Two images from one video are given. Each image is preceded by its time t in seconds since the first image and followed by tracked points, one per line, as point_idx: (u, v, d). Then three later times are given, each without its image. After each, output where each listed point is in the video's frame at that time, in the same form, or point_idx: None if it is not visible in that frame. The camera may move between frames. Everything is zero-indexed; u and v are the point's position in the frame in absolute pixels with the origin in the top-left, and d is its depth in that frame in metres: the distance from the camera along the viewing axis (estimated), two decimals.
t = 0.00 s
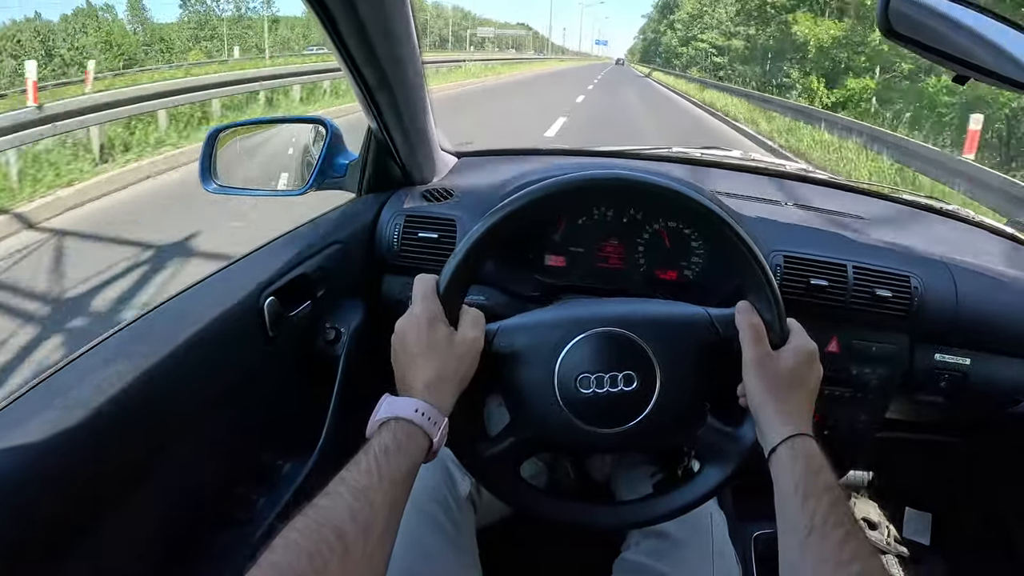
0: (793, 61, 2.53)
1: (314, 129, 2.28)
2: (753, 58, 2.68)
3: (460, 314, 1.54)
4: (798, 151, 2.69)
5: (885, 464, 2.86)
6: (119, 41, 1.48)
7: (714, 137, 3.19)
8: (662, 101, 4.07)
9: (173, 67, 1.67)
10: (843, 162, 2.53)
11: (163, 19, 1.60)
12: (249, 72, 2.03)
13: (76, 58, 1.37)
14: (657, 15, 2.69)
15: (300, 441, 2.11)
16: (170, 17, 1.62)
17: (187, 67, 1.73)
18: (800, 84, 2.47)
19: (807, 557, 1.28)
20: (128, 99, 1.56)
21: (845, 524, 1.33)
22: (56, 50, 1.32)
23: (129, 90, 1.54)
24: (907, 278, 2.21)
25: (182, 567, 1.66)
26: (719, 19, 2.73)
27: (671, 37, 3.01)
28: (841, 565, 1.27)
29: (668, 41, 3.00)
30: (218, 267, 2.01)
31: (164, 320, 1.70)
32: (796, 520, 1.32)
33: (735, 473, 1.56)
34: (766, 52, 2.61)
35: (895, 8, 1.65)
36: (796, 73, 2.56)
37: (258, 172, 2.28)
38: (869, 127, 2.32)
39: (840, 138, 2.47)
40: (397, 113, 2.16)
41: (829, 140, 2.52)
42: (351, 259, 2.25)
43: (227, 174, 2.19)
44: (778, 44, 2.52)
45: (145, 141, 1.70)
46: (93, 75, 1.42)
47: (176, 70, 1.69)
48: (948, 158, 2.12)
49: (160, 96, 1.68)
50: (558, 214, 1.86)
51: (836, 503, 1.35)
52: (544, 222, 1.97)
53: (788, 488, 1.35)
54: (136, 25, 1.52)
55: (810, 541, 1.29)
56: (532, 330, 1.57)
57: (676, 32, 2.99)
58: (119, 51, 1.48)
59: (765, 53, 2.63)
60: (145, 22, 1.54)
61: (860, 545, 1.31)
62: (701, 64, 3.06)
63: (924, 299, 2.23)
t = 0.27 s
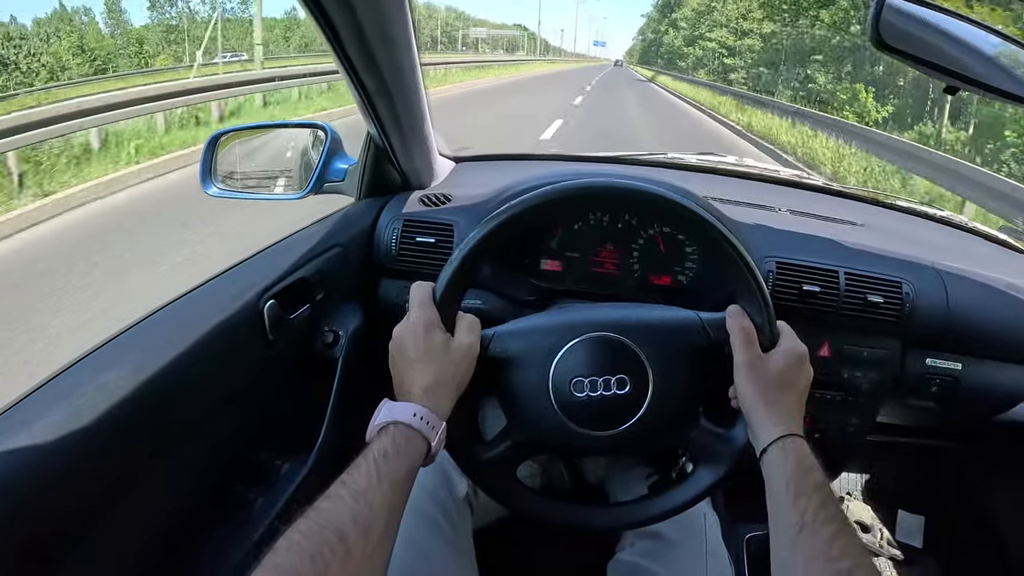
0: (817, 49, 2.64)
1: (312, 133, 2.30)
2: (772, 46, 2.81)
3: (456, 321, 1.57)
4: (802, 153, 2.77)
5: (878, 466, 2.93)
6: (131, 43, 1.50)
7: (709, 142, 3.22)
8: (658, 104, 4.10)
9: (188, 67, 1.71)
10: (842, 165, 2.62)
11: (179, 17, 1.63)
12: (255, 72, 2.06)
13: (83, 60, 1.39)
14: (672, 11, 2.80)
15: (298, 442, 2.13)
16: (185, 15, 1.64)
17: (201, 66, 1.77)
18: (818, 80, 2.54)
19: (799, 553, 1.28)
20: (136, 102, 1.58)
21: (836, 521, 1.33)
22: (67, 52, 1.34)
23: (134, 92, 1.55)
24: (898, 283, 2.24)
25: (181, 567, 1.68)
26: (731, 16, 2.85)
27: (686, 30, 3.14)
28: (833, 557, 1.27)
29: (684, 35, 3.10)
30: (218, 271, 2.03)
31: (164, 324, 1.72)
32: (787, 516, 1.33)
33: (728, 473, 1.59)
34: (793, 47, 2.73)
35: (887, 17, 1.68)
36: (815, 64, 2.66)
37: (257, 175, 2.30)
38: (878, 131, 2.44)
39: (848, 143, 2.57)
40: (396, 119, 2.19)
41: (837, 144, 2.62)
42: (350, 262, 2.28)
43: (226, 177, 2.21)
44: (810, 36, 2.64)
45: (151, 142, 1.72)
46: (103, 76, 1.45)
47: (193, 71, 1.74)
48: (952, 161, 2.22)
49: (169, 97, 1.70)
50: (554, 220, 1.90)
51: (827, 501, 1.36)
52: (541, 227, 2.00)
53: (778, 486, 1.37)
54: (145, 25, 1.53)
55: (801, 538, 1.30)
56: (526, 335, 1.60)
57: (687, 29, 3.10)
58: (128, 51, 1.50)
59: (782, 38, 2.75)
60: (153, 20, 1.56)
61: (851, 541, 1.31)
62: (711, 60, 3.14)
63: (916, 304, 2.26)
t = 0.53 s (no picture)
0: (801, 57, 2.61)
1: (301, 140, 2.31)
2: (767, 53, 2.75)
3: (436, 322, 1.57)
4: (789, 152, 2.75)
5: (871, 468, 2.89)
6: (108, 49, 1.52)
7: (700, 143, 3.22)
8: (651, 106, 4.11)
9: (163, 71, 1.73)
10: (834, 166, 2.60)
11: (154, 23, 1.64)
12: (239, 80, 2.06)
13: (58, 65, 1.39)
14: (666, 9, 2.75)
15: (284, 447, 2.13)
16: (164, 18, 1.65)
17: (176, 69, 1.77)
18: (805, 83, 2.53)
19: (771, 559, 1.29)
20: (112, 108, 1.59)
21: (809, 530, 1.33)
22: (38, 58, 1.35)
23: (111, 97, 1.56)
24: (884, 284, 2.24)
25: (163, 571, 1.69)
26: (741, 14, 2.72)
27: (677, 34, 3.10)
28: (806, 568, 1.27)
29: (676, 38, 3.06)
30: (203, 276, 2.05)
31: (147, 329, 1.73)
32: (761, 525, 1.33)
33: (707, 480, 1.60)
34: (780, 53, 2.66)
35: (862, 16, 1.65)
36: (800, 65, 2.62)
37: (245, 183, 2.32)
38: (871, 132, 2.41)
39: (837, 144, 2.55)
40: (377, 126, 2.20)
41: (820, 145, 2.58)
42: (335, 267, 2.28)
43: (215, 184, 2.23)
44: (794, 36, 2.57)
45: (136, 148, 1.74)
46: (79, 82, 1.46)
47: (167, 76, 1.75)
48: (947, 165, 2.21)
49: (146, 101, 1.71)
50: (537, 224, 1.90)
51: (802, 508, 1.36)
52: (526, 231, 2.00)
53: (754, 495, 1.37)
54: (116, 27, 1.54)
55: (774, 546, 1.30)
56: (506, 338, 1.60)
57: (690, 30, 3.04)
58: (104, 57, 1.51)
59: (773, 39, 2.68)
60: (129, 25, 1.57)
61: (824, 550, 1.31)
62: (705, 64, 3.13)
63: (903, 305, 2.25)
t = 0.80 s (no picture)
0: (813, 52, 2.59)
1: (303, 137, 2.30)
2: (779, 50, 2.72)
3: (443, 319, 1.56)
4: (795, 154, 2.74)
5: (874, 467, 2.90)
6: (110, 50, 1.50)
7: (702, 142, 3.21)
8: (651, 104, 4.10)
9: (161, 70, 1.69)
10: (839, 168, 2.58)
11: (136, 24, 1.55)
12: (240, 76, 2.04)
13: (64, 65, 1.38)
14: None
15: (286, 445, 2.11)
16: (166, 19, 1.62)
17: (175, 69, 1.73)
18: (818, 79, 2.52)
19: (782, 563, 1.28)
20: (118, 108, 1.57)
21: (821, 535, 1.32)
22: (18, 61, 1.28)
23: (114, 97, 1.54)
24: (889, 283, 2.23)
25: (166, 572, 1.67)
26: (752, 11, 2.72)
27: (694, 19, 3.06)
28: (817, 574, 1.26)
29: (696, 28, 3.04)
30: (206, 273, 2.03)
31: (150, 327, 1.71)
32: (773, 529, 1.32)
33: (714, 480, 1.58)
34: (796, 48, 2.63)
35: (873, 14, 1.66)
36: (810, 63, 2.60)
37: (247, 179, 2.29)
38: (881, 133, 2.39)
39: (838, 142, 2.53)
40: (382, 123, 2.18)
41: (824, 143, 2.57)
42: (338, 265, 2.27)
43: (216, 180, 2.20)
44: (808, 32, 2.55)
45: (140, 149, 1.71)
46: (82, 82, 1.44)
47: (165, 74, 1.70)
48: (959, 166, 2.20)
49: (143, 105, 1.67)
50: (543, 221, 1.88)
51: (812, 514, 1.35)
52: (531, 228, 1.99)
53: (764, 498, 1.35)
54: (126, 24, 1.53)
55: (786, 551, 1.29)
56: (514, 336, 1.59)
57: (704, 25, 3.04)
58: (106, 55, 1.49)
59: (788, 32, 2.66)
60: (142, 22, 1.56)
61: (834, 555, 1.30)
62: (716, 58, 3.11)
63: (908, 304, 2.25)
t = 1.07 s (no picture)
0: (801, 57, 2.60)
1: (304, 144, 2.32)
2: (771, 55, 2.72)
3: (445, 327, 1.59)
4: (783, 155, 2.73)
5: (870, 470, 2.92)
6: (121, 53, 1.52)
7: (700, 147, 3.24)
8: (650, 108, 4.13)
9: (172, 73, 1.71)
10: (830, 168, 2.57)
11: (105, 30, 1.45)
12: (244, 83, 2.06)
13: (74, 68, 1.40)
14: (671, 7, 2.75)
15: (290, 450, 2.14)
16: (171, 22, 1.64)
17: (181, 70, 1.74)
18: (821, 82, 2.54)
19: (780, 559, 1.30)
20: (126, 109, 1.59)
21: (818, 533, 1.35)
22: None
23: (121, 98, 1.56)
24: (885, 288, 2.26)
25: None
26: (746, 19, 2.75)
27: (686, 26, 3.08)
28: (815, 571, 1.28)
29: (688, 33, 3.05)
30: (211, 280, 2.05)
31: (157, 335, 1.74)
32: (770, 529, 1.35)
33: (712, 482, 1.61)
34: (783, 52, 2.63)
35: (866, 28, 1.70)
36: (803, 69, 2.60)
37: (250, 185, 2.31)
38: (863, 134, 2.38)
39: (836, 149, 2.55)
40: (385, 131, 2.21)
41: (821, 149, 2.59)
42: (341, 272, 2.30)
43: (220, 187, 2.22)
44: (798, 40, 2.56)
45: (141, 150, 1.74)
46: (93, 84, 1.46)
47: (173, 76, 1.72)
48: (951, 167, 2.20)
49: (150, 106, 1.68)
50: (543, 229, 1.91)
51: (809, 513, 1.38)
52: (531, 236, 2.01)
53: (761, 499, 1.38)
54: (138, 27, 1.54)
55: (783, 548, 1.32)
56: (515, 343, 1.61)
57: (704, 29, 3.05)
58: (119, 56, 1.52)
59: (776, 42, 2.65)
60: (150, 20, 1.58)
61: (832, 552, 1.33)
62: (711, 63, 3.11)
63: (903, 309, 2.28)
